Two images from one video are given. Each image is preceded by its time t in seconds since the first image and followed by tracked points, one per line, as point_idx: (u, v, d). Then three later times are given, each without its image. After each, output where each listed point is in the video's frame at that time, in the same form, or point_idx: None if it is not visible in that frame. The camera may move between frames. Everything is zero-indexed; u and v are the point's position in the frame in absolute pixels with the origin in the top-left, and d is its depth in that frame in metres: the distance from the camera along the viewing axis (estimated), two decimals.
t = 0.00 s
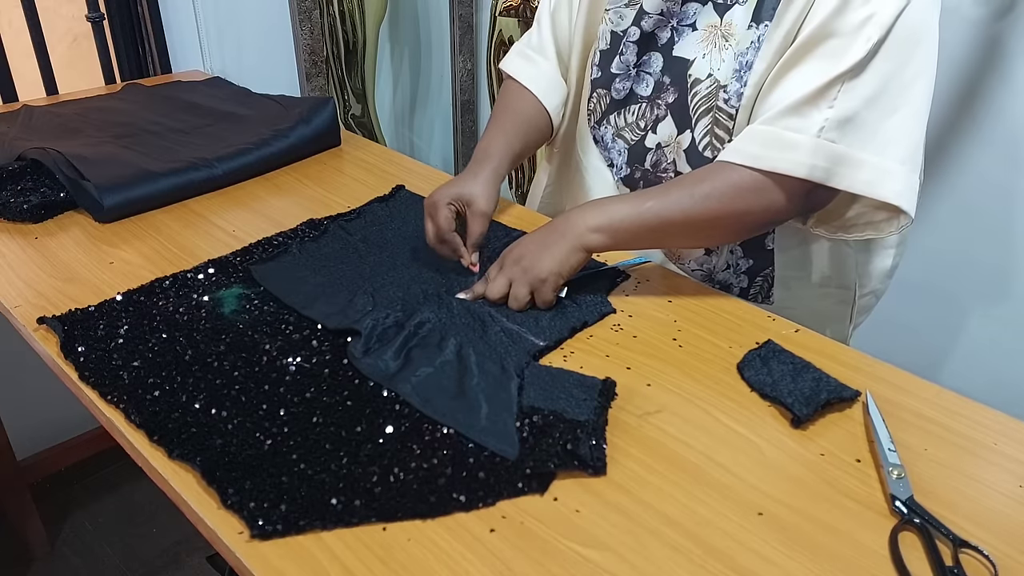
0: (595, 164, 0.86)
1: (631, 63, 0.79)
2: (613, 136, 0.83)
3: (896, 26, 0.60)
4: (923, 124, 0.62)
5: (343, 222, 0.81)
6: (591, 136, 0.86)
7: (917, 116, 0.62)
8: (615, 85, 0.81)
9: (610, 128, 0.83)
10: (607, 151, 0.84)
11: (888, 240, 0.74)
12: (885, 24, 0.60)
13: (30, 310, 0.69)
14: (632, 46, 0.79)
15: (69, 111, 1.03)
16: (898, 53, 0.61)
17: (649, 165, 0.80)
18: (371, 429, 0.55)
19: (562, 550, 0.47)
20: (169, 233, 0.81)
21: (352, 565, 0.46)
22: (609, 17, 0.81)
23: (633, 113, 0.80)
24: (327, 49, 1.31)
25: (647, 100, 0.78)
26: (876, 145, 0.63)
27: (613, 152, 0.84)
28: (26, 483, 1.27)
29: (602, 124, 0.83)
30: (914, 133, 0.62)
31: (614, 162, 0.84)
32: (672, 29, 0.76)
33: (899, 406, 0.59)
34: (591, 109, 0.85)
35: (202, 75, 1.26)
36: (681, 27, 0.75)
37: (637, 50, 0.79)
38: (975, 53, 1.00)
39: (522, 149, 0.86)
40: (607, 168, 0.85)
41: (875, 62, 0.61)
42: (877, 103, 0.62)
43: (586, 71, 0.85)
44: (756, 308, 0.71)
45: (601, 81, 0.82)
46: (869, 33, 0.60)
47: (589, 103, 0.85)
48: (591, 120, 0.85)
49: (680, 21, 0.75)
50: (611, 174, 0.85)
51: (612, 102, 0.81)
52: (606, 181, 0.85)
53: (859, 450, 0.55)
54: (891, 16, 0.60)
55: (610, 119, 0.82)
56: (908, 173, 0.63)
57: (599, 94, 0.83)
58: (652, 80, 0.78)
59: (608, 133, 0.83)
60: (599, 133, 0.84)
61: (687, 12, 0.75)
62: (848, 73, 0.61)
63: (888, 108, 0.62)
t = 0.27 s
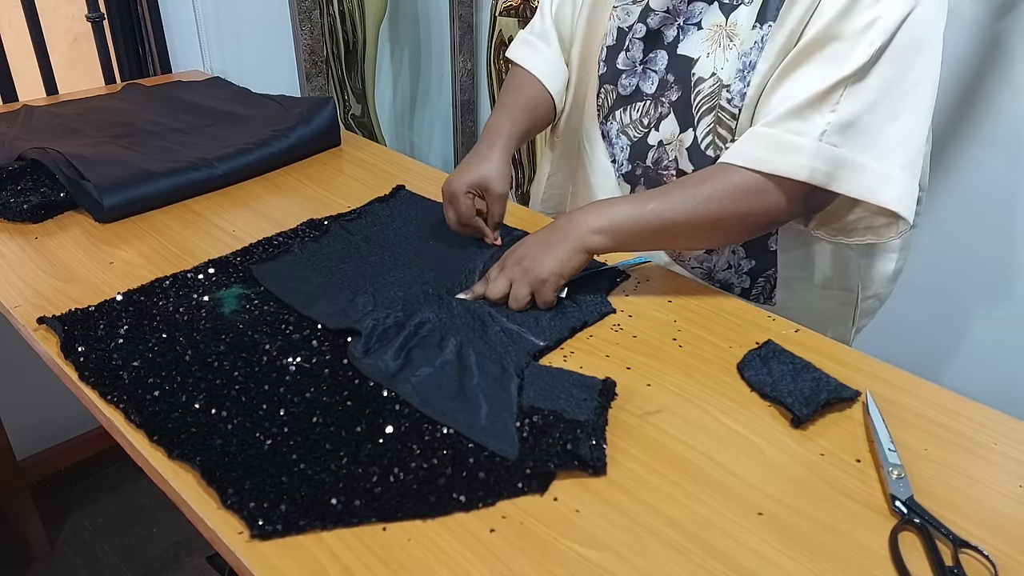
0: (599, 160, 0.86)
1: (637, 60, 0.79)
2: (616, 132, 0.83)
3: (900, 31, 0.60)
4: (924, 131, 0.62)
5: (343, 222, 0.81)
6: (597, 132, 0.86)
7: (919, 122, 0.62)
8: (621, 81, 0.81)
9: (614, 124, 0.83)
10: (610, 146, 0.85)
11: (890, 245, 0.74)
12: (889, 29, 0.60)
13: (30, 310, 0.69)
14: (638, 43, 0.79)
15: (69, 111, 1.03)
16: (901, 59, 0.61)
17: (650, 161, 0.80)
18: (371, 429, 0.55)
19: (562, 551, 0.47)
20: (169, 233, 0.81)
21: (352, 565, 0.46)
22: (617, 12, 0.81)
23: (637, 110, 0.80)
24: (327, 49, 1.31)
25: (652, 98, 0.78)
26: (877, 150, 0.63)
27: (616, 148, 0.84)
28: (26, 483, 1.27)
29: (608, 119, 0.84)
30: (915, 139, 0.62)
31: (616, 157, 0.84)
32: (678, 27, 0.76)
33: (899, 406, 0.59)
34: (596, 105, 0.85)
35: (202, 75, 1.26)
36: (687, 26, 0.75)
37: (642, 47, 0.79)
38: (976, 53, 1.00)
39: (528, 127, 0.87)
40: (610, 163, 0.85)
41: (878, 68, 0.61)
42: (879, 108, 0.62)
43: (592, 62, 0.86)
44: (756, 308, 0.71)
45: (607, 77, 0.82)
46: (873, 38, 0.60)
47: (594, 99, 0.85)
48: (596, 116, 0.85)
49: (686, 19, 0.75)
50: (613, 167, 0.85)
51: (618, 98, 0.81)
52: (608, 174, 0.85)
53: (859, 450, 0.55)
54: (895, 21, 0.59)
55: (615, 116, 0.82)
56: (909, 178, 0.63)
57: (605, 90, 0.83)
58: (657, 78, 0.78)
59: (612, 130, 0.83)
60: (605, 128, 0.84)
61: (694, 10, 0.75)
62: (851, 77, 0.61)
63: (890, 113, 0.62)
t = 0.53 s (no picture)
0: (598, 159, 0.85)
1: (635, 60, 0.79)
2: (616, 131, 0.82)
3: (893, 23, 0.60)
4: (920, 122, 0.61)
5: (343, 223, 0.81)
6: (595, 131, 0.85)
7: (913, 115, 0.61)
8: (620, 80, 0.81)
9: (614, 122, 0.82)
10: (609, 146, 0.84)
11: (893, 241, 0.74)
12: (881, 22, 0.60)
13: (30, 310, 0.69)
14: (638, 41, 0.79)
15: (69, 111, 1.03)
16: (894, 52, 0.61)
17: (651, 160, 0.80)
18: (371, 429, 0.55)
19: (562, 551, 0.47)
20: (169, 233, 0.81)
21: (352, 566, 0.46)
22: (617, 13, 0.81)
23: (637, 107, 0.80)
24: (327, 49, 1.31)
25: (652, 96, 0.78)
26: (871, 142, 0.62)
27: (616, 147, 0.83)
28: (26, 483, 1.27)
29: (605, 119, 0.83)
30: (911, 131, 0.62)
31: (616, 156, 0.84)
32: (677, 26, 0.76)
33: (899, 406, 0.59)
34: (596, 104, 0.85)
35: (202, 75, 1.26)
36: (685, 24, 0.75)
37: (641, 46, 0.79)
38: (975, 53, 1.00)
39: (531, 150, 0.87)
40: (610, 163, 0.84)
41: (871, 61, 0.61)
42: (872, 101, 0.62)
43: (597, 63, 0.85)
44: (756, 308, 0.71)
45: (607, 75, 0.82)
46: (864, 31, 0.60)
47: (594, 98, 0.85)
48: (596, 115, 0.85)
49: (685, 18, 0.76)
50: (613, 167, 0.84)
51: (616, 98, 0.82)
52: (608, 175, 0.84)
53: (859, 450, 0.55)
54: (887, 14, 0.60)
55: (615, 114, 0.82)
56: (905, 170, 0.62)
57: (604, 89, 0.83)
58: (657, 76, 0.78)
59: (611, 128, 0.83)
60: (603, 127, 0.84)
61: (692, 9, 0.75)
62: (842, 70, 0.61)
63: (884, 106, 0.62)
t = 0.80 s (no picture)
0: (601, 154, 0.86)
1: (640, 60, 0.79)
2: (620, 130, 0.83)
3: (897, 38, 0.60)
4: (920, 139, 0.62)
5: (344, 222, 0.81)
6: (600, 129, 0.86)
7: (914, 132, 0.61)
8: (626, 80, 0.81)
9: (618, 122, 0.82)
10: (612, 145, 0.84)
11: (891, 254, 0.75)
12: (885, 36, 0.60)
13: (30, 310, 0.69)
14: (642, 42, 0.79)
15: (69, 111, 1.03)
16: (897, 68, 0.61)
17: (649, 161, 0.80)
18: (371, 429, 0.55)
19: (562, 551, 0.47)
20: (169, 233, 0.81)
21: (352, 565, 0.46)
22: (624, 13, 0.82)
23: (640, 109, 0.79)
24: (327, 49, 1.31)
25: (653, 98, 0.78)
26: (872, 158, 0.62)
27: (617, 147, 0.84)
28: (26, 483, 1.27)
29: (611, 118, 0.83)
30: (911, 149, 0.62)
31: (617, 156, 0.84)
32: (682, 28, 0.76)
33: (899, 407, 0.59)
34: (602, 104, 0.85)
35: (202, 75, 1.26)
36: (690, 27, 0.75)
37: (647, 47, 0.79)
38: (975, 53, 1.00)
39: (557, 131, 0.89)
40: (612, 161, 0.84)
41: (874, 76, 0.61)
42: (874, 116, 0.62)
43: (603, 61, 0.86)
44: (756, 308, 0.71)
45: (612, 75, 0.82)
46: (868, 44, 0.60)
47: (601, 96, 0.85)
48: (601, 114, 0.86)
49: (690, 20, 0.75)
50: (614, 166, 0.84)
51: (622, 97, 0.81)
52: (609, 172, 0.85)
53: (859, 450, 0.55)
54: (892, 28, 0.59)
55: (619, 114, 0.82)
56: (903, 188, 0.62)
57: (610, 88, 0.83)
58: (660, 78, 0.78)
59: (615, 128, 0.83)
60: (608, 127, 0.84)
61: (697, 11, 0.75)
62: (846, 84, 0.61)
63: (886, 122, 0.62)
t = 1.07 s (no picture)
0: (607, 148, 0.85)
1: (650, 54, 0.80)
2: (625, 124, 0.82)
3: (906, 38, 0.60)
4: (926, 141, 0.61)
5: (344, 222, 0.81)
6: (605, 125, 0.85)
7: (921, 134, 0.61)
8: (634, 74, 0.81)
9: (625, 116, 0.82)
10: (617, 139, 0.84)
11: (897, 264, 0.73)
12: (894, 36, 0.59)
13: (30, 310, 0.69)
14: (653, 36, 0.79)
15: (69, 111, 1.03)
16: (905, 69, 0.60)
17: (652, 155, 0.80)
18: (371, 429, 0.55)
19: (562, 550, 0.47)
20: (169, 233, 0.81)
21: (352, 565, 0.46)
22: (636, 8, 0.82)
23: (647, 103, 0.79)
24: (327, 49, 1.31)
25: (659, 92, 0.78)
26: (877, 158, 0.62)
27: (623, 141, 0.83)
28: (25, 483, 1.27)
29: (617, 111, 0.83)
30: (917, 151, 0.62)
31: (622, 150, 0.83)
32: (693, 23, 0.76)
33: (899, 407, 0.59)
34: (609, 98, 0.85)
35: (202, 75, 1.26)
36: (701, 22, 0.75)
37: (657, 41, 0.79)
38: (976, 53, 1.00)
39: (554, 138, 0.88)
40: (616, 154, 0.84)
41: (882, 76, 0.61)
42: (881, 117, 0.62)
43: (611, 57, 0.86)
44: (756, 308, 0.71)
45: (622, 69, 0.82)
46: (877, 44, 0.60)
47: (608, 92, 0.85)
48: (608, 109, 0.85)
49: (701, 16, 0.76)
50: (618, 159, 0.84)
51: (629, 91, 0.81)
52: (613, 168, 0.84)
53: (859, 450, 0.55)
54: (901, 29, 0.59)
55: (627, 108, 0.82)
56: (909, 189, 0.62)
57: (618, 82, 0.83)
58: (667, 72, 0.78)
59: (621, 121, 0.83)
60: (614, 121, 0.84)
61: (708, 7, 0.75)
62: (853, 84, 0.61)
63: (892, 123, 0.62)
